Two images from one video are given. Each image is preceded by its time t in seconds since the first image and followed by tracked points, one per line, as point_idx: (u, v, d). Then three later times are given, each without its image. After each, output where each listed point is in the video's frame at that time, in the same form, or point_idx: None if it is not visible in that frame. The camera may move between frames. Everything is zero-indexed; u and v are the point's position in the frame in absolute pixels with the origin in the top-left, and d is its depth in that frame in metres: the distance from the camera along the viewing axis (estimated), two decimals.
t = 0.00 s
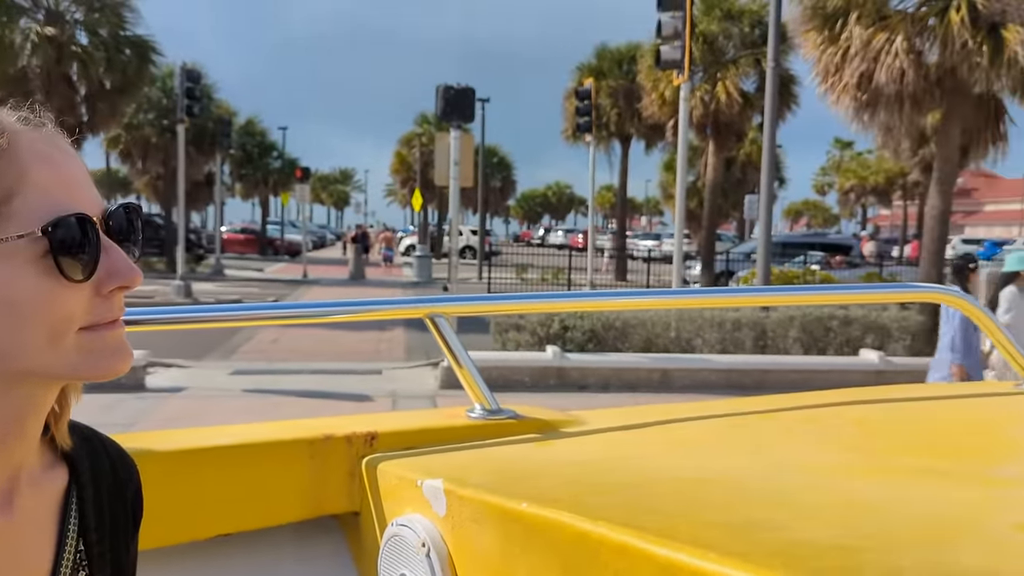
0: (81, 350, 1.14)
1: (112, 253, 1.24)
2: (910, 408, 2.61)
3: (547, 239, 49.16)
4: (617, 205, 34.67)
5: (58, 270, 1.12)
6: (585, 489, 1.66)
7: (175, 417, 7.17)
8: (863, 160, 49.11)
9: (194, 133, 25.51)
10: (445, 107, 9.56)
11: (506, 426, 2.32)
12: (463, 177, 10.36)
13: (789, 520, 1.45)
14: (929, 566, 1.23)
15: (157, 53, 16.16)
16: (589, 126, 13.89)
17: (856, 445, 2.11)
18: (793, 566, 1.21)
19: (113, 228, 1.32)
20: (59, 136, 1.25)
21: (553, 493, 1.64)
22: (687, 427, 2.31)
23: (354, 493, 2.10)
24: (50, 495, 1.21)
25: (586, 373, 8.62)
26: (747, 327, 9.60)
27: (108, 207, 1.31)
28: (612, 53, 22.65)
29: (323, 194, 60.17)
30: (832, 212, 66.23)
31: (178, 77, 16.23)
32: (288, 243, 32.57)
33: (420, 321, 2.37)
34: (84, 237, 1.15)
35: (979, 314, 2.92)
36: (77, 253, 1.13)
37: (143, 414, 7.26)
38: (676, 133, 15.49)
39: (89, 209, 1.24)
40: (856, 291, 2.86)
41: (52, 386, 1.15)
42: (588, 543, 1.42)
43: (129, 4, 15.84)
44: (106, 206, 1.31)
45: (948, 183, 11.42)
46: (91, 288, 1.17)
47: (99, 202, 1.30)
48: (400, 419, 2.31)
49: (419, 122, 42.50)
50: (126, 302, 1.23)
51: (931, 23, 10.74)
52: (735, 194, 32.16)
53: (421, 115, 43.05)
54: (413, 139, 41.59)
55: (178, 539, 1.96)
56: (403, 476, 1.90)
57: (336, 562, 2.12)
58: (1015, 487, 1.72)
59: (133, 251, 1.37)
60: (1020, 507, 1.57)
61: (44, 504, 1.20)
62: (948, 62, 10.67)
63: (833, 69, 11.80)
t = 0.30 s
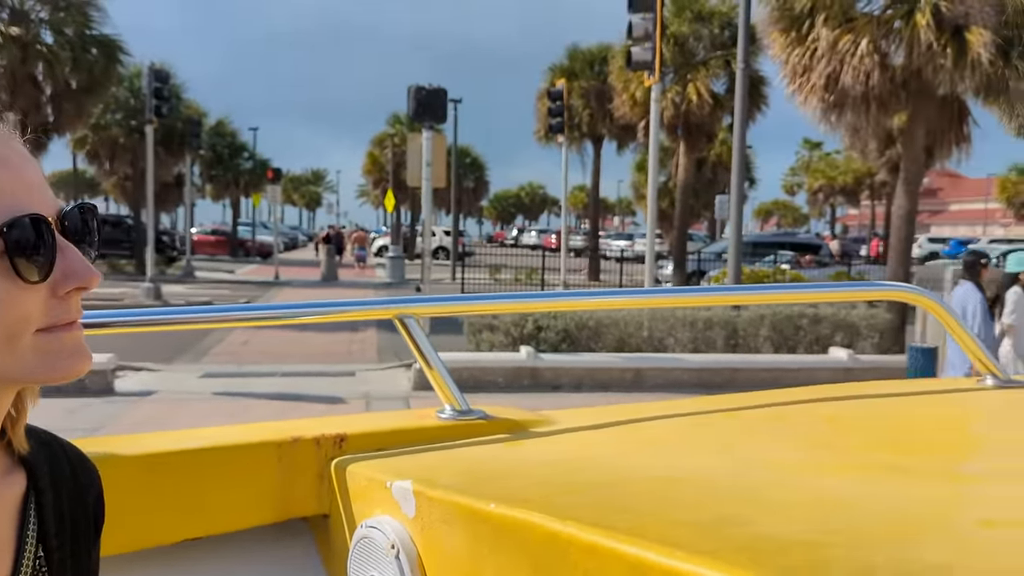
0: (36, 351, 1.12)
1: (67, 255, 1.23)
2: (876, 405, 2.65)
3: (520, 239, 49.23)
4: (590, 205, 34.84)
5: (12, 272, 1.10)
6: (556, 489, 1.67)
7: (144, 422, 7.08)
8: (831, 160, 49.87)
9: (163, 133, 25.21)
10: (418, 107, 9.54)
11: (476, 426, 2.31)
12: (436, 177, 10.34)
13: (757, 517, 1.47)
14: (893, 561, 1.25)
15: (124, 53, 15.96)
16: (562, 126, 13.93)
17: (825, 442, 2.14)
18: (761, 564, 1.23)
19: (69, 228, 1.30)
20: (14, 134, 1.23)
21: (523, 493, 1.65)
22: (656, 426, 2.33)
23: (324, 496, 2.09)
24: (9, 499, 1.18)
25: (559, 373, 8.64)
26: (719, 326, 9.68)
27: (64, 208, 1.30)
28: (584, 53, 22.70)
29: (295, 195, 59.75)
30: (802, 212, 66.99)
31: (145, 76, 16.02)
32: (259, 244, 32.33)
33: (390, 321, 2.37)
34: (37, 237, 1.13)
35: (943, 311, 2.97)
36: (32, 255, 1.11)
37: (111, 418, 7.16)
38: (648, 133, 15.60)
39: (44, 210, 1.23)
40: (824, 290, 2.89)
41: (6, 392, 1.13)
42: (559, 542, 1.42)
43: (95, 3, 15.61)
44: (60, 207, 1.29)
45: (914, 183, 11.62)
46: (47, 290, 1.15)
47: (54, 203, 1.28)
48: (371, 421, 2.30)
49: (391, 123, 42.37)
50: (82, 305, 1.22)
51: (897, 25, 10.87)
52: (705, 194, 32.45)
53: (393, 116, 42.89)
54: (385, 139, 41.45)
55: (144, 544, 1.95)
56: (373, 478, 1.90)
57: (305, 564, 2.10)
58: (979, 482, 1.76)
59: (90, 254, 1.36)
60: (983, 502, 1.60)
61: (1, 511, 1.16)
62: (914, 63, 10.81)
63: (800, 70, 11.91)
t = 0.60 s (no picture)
0: None
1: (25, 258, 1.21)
2: (844, 404, 2.68)
3: (494, 240, 49.22)
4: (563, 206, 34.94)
5: None
6: (526, 490, 1.67)
7: (114, 427, 6.98)
8: (801, 161, 50.45)
9: (132, 135, 24.90)
10: (391, 109, 9.50)
11: (447, 428, 2.31)
12: (409, 179, 10.31)
13: (726, 516, 1.48)
14: (858, 559, 1.27)
15: (91, 53, 15.75)
16: (535, 128, 13.96)
17: (793, 441, 2.16)
18: (726, 563, 1.24)
19: (27, 232, 1.28)
20: None
21: (492, 494, 1.65)
22: (626, 426, 2.34)
23: (293, 500, 2.07)
24: None
25: (534, 374, 8.65)
26: (691, 326, 9.74)
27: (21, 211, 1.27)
28: (557, 55, 22.74)
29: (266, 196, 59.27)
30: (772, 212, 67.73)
31: (113, 77, 15.80)
32: (231, 247, 32.04)
33: (360, 324, 2.36)
34: None
35: (909, 312, 3.00)
36: None
37: (79, 424, 7.06)
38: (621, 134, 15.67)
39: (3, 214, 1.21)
40: (793, 291, 2.92)
41: None
42: (528, 544, 1.42)
43: (61, 2, 15.37)
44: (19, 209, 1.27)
45: (882, 184, 11.80)
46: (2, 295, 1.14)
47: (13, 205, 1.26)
48: (340, 424, 2.29)
49: (364, 124, 42.20)
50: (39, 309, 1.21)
51: (864, 29, 11.01)
52: (678, 195, 32.68)
53: (366, 117, 42.70)
54: (357, 140, 41.26)
55: (108, 551, 1.92)
56: (342, 481, 1.89)
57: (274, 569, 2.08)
58: (943, 480, 1.78)
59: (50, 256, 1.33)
60: (947, 500, 1.62)
61: None
62: (882, 66, 10.96)
63: (769, 71, 12.01)
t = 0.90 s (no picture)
0: None
1: None
2: (814, 404, 2.71)
3: (470, 242, 49.20)
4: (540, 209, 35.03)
5: None
6: (496, 492, 1.67)
7: (85, 432, 6.89)
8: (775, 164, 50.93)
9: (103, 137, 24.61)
10: (365, 111, 9.47)
11: (418, 432, 2.30)
12: (384, 182, 10.28)
13: (692, 516, 1.50)
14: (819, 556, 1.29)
15: (60, 53, 15.53)
16: (510, 131, 14.00)
17: (762, 441, 2.18)
18: (690, 563, 1.25)
19: None
20: None
21: (461, 497, 1.65)
22: (598, 427, 2.35)
23: (263, 505, 2.06)
24: None
25: (510, 376, 8.67)
26: (666, 328, 9.80)
27: None
28: (532, 58, 22.78)
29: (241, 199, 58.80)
30: (747, 215, 68.35)
31: (83, 78, 15.61)
32: (205, 249, 31.74)
33: (331, 327, 2.35)
34: None
35: (877, 314, 3.04)
36: None
37: (49, 430, 6.96)
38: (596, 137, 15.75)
39: None
40: (763, 293, 2.95)
41: None
42: (496, 547, 1.42)
43: (31, 2, 15.17)
44: None
45: (853, 187, 11.96)
46: None
47: None
48: (311, 428, 2.28)
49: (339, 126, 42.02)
50: None
51: (835, 33, 11.13)
52: (653, 197, 32.89)
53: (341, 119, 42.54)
54: (333, 143, 41.10)
55: (74, 558, 1.89)
56: (311, 485, 1.88)
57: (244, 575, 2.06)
58: (904, 479, 1.80)
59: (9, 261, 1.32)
60: (906, 498, 1.65)
61: None
62: (852, 71, 11.10)
63: (742, 75, 12.11)
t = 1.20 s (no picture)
0: None
1: None
2: (781, 408, 2.74)
3: (445, 247, 49.12)
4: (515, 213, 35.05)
5: None
6: (465, 498, 1.67)
7: (53, 439, 6.78)
8: (748, 169, 51.36)
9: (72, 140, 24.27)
10: (339, 115, 9.42)
11: (388, 438, 2.29)
12: (358, 186, 10.24)
13: (660, 520, 1.50)
14: (782, 558, 1.31)
15: (28, 55, 15.33)
16: (485, 135, 14.00)
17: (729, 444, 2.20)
18: (654, 567, 1.26)
19: None
20: None
21: (429, 503, 1.65)
22: (568, 432, 2.36)
23: (229, 513, 2.04)
24: None
25: (485, 380, 8.66)
26: (641, 331, 9.83)
27: None
28: (507, 63, 22.78)
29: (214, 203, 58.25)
30: (720, 219, 68.85)
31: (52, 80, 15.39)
32: (177, 254, 31.39)
33: (299, 334, 2.34)
34: None
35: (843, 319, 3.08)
36: None
37: (16, 437, 6.83)
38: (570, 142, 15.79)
39: None
40: (732, 297, 2.97)
41: None
42: (464, 553, 1.42)
43: None
44: None
45: (823, 192, 12.10)
46: None
47: None
48: (278, 434, 2.26)
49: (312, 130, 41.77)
50: None
51: (806, 40, 11.28)
52: (627, 202, 33.05)
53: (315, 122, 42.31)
54: (306, 147, 40.85)
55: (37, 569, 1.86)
56: (279, 493, 1.86)
57: None
58: (868, 482, 1.83)
59: None
60: (870, 500, 1.67)
61: None
62: (823, 77, 11.24)
63: (715, 81, 12.20)
